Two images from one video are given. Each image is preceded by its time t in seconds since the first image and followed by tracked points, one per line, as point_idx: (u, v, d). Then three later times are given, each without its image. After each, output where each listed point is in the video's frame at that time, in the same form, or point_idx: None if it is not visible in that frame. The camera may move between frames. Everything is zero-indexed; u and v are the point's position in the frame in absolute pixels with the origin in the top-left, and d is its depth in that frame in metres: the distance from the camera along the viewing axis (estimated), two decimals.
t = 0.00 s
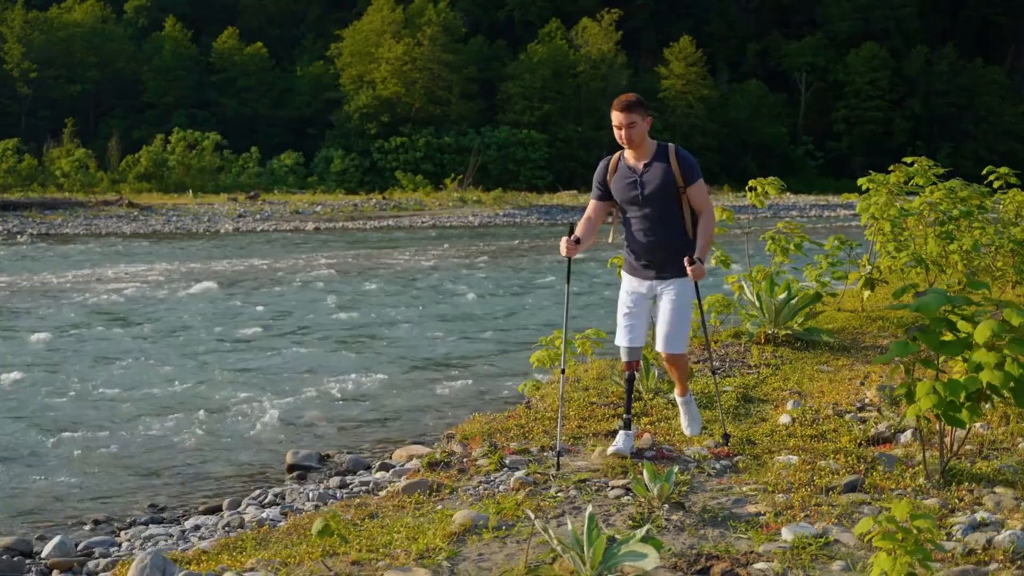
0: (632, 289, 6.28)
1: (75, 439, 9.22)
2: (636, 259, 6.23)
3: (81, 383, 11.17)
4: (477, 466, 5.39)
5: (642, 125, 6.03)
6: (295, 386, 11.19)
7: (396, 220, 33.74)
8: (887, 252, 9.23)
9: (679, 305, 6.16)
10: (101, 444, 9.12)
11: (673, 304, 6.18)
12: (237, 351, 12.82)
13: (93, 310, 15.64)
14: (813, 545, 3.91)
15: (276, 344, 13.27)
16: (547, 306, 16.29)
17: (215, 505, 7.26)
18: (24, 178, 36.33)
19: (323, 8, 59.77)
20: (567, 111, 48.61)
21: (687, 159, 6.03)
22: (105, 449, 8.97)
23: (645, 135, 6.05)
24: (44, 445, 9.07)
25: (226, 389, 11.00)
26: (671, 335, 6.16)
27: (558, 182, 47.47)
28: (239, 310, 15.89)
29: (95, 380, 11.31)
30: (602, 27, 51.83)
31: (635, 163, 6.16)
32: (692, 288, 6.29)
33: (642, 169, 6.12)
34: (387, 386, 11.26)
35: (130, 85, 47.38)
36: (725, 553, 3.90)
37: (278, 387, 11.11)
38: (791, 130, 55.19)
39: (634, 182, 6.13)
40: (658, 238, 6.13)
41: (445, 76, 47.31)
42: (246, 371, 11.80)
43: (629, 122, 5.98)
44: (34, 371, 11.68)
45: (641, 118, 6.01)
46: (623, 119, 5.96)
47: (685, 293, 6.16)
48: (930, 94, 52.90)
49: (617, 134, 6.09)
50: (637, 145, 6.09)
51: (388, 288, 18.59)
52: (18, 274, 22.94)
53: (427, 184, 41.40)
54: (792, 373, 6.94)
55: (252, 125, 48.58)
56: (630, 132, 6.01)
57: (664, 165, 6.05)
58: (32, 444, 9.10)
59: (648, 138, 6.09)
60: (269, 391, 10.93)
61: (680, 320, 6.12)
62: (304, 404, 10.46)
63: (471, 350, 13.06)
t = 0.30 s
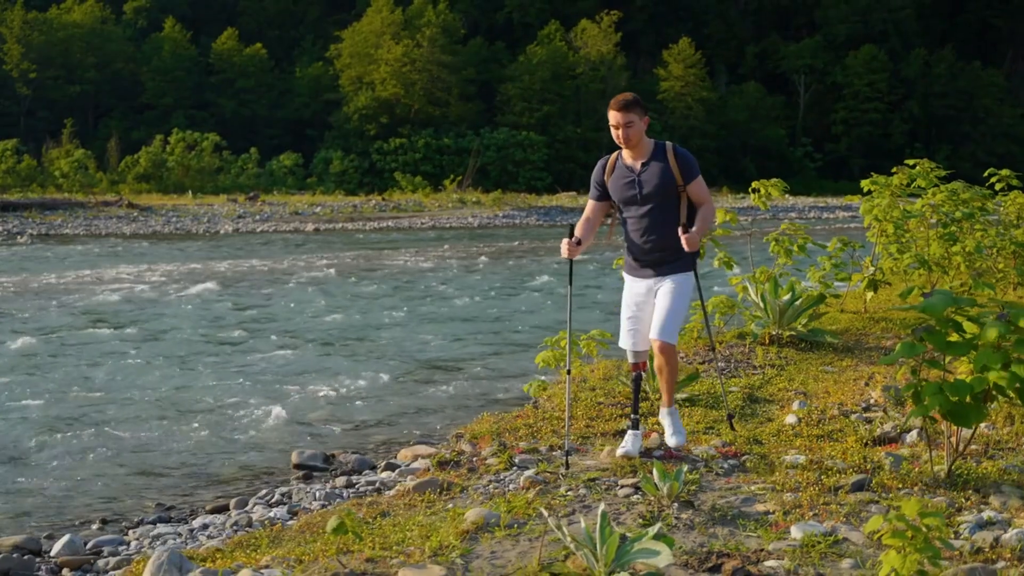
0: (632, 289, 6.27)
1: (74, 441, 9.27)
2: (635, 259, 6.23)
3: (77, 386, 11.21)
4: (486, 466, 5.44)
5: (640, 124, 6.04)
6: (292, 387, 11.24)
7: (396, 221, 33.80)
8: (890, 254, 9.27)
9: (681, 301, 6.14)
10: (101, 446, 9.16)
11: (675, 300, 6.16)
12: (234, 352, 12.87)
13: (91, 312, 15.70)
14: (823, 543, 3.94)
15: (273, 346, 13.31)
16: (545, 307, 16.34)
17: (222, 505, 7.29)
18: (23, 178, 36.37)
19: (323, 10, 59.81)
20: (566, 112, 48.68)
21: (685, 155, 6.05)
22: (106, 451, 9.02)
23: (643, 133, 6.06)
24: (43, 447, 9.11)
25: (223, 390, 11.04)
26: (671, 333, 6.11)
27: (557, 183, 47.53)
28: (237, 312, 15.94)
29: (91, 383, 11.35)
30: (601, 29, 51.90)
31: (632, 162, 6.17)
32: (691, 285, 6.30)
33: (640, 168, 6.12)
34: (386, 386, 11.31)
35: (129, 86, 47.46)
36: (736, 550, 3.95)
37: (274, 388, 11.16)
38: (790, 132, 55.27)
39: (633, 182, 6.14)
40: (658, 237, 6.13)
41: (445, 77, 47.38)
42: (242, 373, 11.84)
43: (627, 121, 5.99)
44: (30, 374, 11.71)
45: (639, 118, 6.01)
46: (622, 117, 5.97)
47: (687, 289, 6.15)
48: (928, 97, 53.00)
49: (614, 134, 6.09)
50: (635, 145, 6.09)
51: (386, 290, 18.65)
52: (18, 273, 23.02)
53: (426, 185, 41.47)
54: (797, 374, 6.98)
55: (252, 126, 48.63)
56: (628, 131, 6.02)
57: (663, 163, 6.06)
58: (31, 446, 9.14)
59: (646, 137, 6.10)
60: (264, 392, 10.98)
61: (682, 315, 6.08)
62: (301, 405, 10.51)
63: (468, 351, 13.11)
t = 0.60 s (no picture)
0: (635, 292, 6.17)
1: (80, 440, 9.32)
2: (637, 259, 6.14)
3: (81, 387, 11.27)
4: (500, 462, 5.51)
5: (646, 125, 5.99)
6: (295, 388, 11.30)
7: (396, 223, 33.84)
8: (894, 255, 9.32)
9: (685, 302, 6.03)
10: (107, 445, 9.22)
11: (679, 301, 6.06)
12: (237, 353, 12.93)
13: (94, 312, 15.77)
14: (835, 538, 4.01)
15: (275, 347, 13.38)
16: (546, 308, 16.40)
17: (232, 502, 7.35)
18: (23, 179, 36.43)
19: (322, 11, 59.87)
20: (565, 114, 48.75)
21: (688, 157, 6.02)
22: (111, 450, 9.08)
23: (648, 134, 6.01)
24: (49, 447, 9.17)
25: (226, 390, 11.10)
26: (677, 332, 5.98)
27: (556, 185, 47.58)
28: (239, 313, 16.01)
29: (94, 383, 11.40)
30: (600, 31, 51.98)
31: (636, 164, 6.11)
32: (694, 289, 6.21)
33: (644, 170, 6.07)
34: (389, 387, 11.36)
35: (129, 87, 47.54)
36: (751, 545, 4.01)
37: (277, 389, 11.22)
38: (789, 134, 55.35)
39: (637, 183, 6.08)
40: (662, 237, 6.04)
41: (444, 79, 47.44)
42: (245, 373, 11.89)
43: (633, 122, 5.94)
44: (29, 374, 11.77)
45: (645, 118, 5.96)
46: (628, 116, 5.92)
47: (691, 290, 6.05)
48: (927, 99, 53.09)
49: (619, 134, 6.04)
50: (640, 146, 6.04)
51: (387, 291, 18.71)
52: (19, 274, 23.10)
53: (425, 187, 41.49)
54: (804, 374, 7.03)
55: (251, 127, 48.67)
56: (634, 132, 5.97)
57: (667, 164, 6.02)
58: (37, 445, 9.20)
59: (651, 138, 6.06)
60: (267, 393, 11.05)
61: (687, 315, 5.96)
62: (305, 405, 10.56)
63: (470, 352, 13.16)
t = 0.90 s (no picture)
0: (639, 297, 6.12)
1: (88, 439, 9.37)
2: (640, 265, 6.09)
3: (86, 387, 11.30)
4: (513, 459, 5.58)
5: (656, 128, 5.95)
6: (300, 388, 11.33)
7: (396, 224, 33.91)
8: (898, 257, 9.39)
9: (687, 309, 5.94)
10: (115, 445, 9.26)
11: (681, 306, 5.98)
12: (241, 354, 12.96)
13: (99, 313, 15.81)
14: (847, 533, 4.08)
15: (280, 347, 13.41)
16: (549, 309, 16.43)
17: (243, 500, 7.39)
18: (22, 180, 36.48)
19: (322, 13, 59.95)
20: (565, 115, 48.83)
21: (697, 163, 5.95)
22: (119, 450, 9.11)
23: (658, 137, 5.97)
24: (57, 446, 9.21)
25: (231, 390, 11.13)
26: (678, 337, 5.89)
27: (556, 186, 47.67)
28: (244, 313, 16.05)
29: (99, 383, 11.44)
30: (600, 32, 52.05)
31: (645, 168, 6.06)
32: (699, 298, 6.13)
33: (652, 173, 6.02)
34: (393, 387, 11.39)
35: (129, 88, 47.59)
36: (764, 540, 4.07)
37: (283, 389, 11.26)
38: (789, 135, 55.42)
39: (643, 186, 6.02)
40: (666, 241, 5.98)
41: (445, 80, 47.53)
42: (250, 374, 11.92)
43: (643, 123, 5.90)
44: (28, 374, 11.81)
45: (655, 122, 5.93)
46: (638, 119, 5.88)
47: (693, 297, 5.96)
48: (926, 101, 53.18)
49: (629, 136, 6.00)
50: (649, 149, 6.00)
51: (389, 291, 18.75)
52: (21, 275, 23.14)
53: (425, 188, 41.52)
54: (811, 372, 7.10)
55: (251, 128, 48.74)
56: (643, 133, 5.92)
57: (675, 169, 5.94)
58: (44, 444, 9.23)
59: (661, 143, 6.00)
60: (273, 392, 11.07)
61: (688, 321, 5.87)
62: (311, 405, 10.59)
63: (474, 352, 13.19)
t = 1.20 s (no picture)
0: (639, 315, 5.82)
1: (98, 436, 9.42)
2: (645, 280, 5.80)
3: (95, 386, 11.33)
4: (529, 455, 5.68)
5: (672, 138, 5.67)
6: (308, 387, 11.37)
7: (397, 225, 33.99)
8: (903, 257, 9.46)
9: (687, 331, 5.62)
10: (126, 442, 9.31)
11: (683, 327, 5.66)
12: (247, 353, 12.99)
13: (104, 313, 15.85)
14: (860, 526, 4.17)
15: (287, 346, 13.46)
16: (554, 309, 16.50)
17: (256, 497, 7.45)
18: (23, 181, 36.57)
19: (323, 13, 60.01)
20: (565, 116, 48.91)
21: (711, 180, 5.64)
22: (130, 447, 9.17)
23: (673, 148, 5.69)
24: (67, 443, 9.25)
25: (240, 389, 11.16)
26: (676, 359, 5.59)
27: (556, 187, 47.78)
28: (248, 313, 16.07)
29: (107, 383, 11.46)
30: (600, 33, 52.13)
31: (658, 179, 5.79)
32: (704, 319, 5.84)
33: (664, 186, 5.73)
34: (400, 386, 11.45)
35: (129, 89, 47.68)
36: (779, 532, 4.16)
37: (291, 388, 11.29)
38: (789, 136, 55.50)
39: (654, 199, 5.75)
40: (672, 257, 5.68)
41: (445, 81, 47.61)
42: (257, 373, 11.94)
43: (657, 131, 5.65)
44: (32, 372, 11.88)
45: (671, 131, 5.65)
46: (654, 126, 5.63)
47: (694, 319, 5.64)
48: (926, 101, 53.25)
49: (644, 145, 5.75)
50: (664, 160, 5.71)
51: (393, 292, 18.78)
52: (22, 275, 23.21)
53: (425, 189, 41.61)
54: (819, 370, 7.18)
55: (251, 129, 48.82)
56: (658, 142, 5.65)
57: (689, 182, 5.65)
58: (54, 442, 9.27)
59: (677, 155, 5.72)
60: (281, 391, 11.10)
61: (688, 342, 5.54)
62: (318, 404, 10.63)
63: (480, 352, 13.25)
